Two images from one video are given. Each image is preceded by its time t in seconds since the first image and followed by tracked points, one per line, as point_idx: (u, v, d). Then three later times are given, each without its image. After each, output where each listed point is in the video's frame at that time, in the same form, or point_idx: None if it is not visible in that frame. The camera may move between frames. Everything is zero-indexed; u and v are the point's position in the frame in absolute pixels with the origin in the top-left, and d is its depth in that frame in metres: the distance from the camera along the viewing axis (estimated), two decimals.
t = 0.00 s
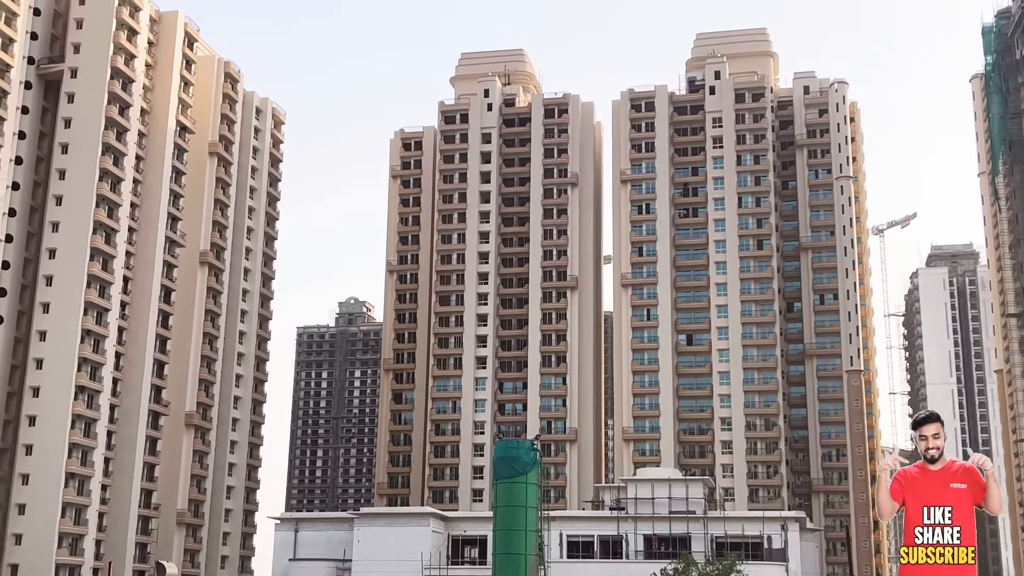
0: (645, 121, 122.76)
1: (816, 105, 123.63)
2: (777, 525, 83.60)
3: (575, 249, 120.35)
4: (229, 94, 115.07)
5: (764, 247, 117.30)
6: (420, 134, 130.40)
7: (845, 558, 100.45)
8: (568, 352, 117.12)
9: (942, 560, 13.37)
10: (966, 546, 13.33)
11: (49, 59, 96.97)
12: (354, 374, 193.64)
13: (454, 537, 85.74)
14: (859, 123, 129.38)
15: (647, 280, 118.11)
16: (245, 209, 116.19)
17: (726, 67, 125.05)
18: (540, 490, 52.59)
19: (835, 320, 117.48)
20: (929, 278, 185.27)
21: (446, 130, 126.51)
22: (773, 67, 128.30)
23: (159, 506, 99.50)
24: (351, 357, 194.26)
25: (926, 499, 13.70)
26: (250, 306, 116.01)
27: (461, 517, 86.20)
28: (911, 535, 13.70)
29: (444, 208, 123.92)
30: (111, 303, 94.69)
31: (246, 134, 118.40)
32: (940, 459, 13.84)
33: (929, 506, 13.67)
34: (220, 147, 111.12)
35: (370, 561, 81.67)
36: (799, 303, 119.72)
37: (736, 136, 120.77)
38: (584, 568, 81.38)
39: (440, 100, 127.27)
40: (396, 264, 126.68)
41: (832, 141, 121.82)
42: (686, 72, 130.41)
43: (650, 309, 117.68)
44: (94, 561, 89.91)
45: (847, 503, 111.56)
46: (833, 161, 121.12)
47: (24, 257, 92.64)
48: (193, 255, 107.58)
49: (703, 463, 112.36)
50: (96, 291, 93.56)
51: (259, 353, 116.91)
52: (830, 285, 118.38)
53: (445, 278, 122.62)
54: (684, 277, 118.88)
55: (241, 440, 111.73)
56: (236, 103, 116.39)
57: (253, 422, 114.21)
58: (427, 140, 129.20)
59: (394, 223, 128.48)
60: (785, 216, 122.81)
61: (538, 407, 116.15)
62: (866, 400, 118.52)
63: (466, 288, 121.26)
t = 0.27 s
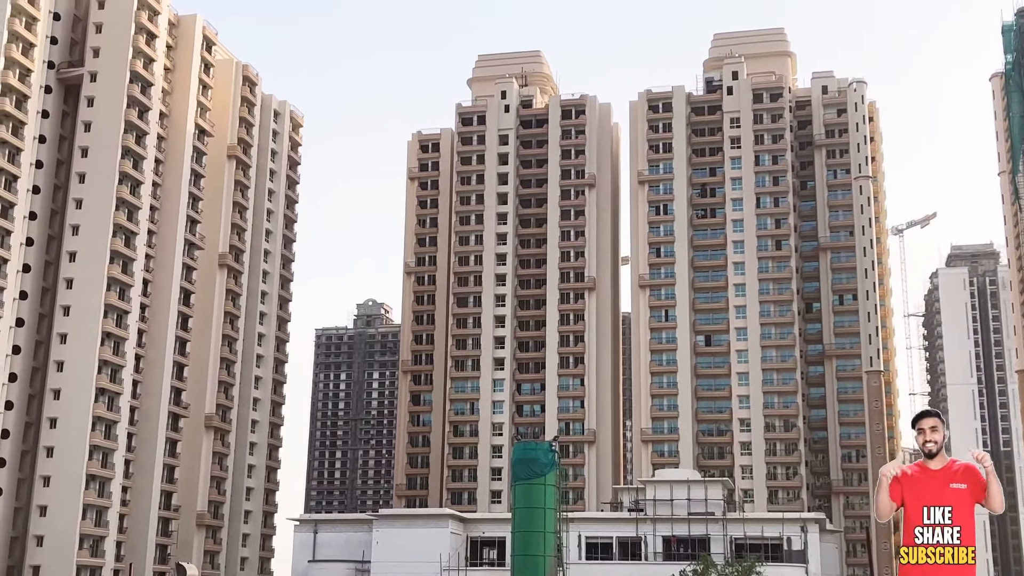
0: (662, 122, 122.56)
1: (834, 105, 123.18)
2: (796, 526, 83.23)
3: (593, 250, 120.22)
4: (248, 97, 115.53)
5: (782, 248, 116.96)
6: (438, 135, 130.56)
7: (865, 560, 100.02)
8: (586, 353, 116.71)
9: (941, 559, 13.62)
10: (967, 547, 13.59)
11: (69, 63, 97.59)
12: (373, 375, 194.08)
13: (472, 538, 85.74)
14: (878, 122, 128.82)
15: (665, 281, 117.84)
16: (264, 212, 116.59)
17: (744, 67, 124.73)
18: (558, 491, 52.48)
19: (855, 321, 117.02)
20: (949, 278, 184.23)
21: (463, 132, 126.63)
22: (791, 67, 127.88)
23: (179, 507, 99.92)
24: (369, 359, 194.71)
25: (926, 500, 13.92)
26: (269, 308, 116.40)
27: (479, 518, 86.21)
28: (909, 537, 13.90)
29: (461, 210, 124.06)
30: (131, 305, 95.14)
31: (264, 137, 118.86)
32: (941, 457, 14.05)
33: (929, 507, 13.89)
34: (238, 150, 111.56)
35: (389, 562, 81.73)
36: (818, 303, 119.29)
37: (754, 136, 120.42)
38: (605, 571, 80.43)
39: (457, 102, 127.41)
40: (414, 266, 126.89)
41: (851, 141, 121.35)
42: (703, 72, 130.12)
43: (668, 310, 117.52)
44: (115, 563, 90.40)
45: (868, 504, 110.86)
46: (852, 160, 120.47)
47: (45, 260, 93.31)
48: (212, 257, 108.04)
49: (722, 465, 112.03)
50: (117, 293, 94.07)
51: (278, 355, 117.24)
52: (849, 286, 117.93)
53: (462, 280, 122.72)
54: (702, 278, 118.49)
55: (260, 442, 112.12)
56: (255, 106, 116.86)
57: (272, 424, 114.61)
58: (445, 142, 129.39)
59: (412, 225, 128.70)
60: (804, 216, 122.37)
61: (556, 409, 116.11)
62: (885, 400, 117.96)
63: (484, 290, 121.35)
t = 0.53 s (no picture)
0: (681, 122, 122.29)
1: (854, 105, 122.67)
2: (818, 528, 82.78)
3: (612, 251, 120.03)
4: (267, 100, 115.96)
5: (803, 248, 116.54)
6: (456, 137, 130.67)
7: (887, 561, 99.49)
8: (605, 355, 116.91)
9: (941, 562, 11.25)
10: (967, 547, 11.19)
11: (90, 67, 98.17)
12: (392, 377, 194.46)
13: (492, 540, 85.72)
14: (898, 122, 128.18)
15: (684, 281, 117.63)
16: (284, 214, 117.01)
17: (763, 67, 124.29)
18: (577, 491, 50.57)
19: (876, 321, 116.39)
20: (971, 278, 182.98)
21: (482, 133, 126.66)
22: (811, 67, 127.36)
23: (201, 509, 100.39)
24: (389, 361, 195.09)
25: (926, 498, 11.53)
26: (290, 310, 116.82)
27: (500, 520, 85.99)
28: (906, 539, 11.53)
29: (480, 212, 124.13)
30: (153, 308, 95.65)
31: (284, 140, 119.28)
32: (943, 452, 11.64)
33: (926, 505, 11.53)
34: (258, 153, 111.97)
35: (409, 563, 81.99)
36: (839, 304, 118.73)
37: (774, 137, 120.10)
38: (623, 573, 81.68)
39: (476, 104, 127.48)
40: (433, 268, 127.06)
41: (871, 141, 120.79)
42: (722, 72, 129.76)
43: (687, 311, 117.23)
44: (137, 564, 90.87)
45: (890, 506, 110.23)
46: (873, 160, 120.19)
47: (67, 263, 93.66)
48: (232, 260, 108.46)
49: (743, 466, 111.68)
50: (138, 296, 94.58)
51: (298, 357, 117.66)
52: (871, 286, 117.34)
53: (481, 282, 122.82)
54: (722, 278, 118.21)
55: (281, 443, 112.54)
56: (274, 109, 117.29)
57: (292, 425, 115.00)
58: (463, 144, 129.50)
59: (431, 227, 128.90)
60: (824, 216, 121.81)
61: (576, 410, 116.03)
62: (907, 401, 117.31)
63: (503, 291, 121.39)
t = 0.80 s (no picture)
0: (701, 122, 121.97)
1: (875, 104, 122.12)
2: (840, 529, 82.04)
3: (632, 252, 119.89)
4: (288, 102, 116.33)
5: (824, 247, 116.16)
6: (476, 139, 130.83)
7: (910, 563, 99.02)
8: (625, 355, 116.45)
9: (942, 565, 9.64)
10: (969, 549, 9.58)
11: (111, 71, 98.66)
12: (413, 378, 194.92)
13: (514, 541, 85.72)
14: (920, 120, 127.54)
15: (705, 282, 117.32)
16: (304, 216, 117.43)
17: (783, 66, 123.90)
18: (599, 494, 50.40)
19: (898, 321, 115.77)
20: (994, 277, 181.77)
21: (501, 135, 126.77)
22: (831, 66, 126.85)
23: (223, 510, 100.84)
24: (410, 362, 195.56)
25: (926, 497, 9.89)
26: (310, 312, 117.23)
27: (521, 521, 86.03)
28: (907, 541, 9.89)
29: (500, 213, 124.28)
30: (175, 310, 96.12)
31: (304, 142, 119.71)
32: (950, 449, 9.93)
33: (927, 506, 9.88)
34: (278, 156, 112.35)
35: (430, 564, 82.20)
36: (861, 304, 118.18)
37: (794, 136, 119.46)
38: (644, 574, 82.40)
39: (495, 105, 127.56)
40: (453, 269, 127.27)
41: (893, 139, 120.12)
42: (742, 72, 129.41)
43: (708, 312, 116.92)
44: (160, 565, 91.36)
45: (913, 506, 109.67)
46: (895, 159, 119.37)
47: (89, 266, 93.98)
48: (254, 262, 108.91)
49: (765, 467, 111.28)
50: (160, 299, 95.07)
51: (319, 359, 118.12)
52: (893, 286, 116.78)
53: (501, 283, 122.98)
54: (743, 278, 117.90)
55: (302, 445, 112.96)
56: (294, 112, 117.71)
57: (314, 427, 115.43)
58: (483, 145, 129.64)
59: (450, 228, 129.11)
60: (845, 216, 121.27)
61: (597, 411, 115.99)
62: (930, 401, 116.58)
63: (523, 293, 121.54)
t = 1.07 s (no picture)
0: (722, 123, 121.61)
1: (897, 102, 121.39)
2: (864, 530, 81.74)
3: (652, 252, 119.60)
4: (308, 105, 116.73)
5: (846, 247, 115.57)
6: (496, 140, 130.94)
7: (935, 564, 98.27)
8: (646, 356, 116.41)
9: (943, 563, 10.15)
10: (969, 549, 10.07)
11: (133, 75, 99.23)
12: (434, 380, 195.12)
13: (536, 543, 85.68)
14: (943, 119, 126.70)
15: (726, 282, 116.91)
16: (325, 219, 117.78)
17: (804, 65, 123.36)
18: (621, 496, 50.32)
19: (922, 321, 115.07)
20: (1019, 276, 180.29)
21: (521, 136, 126.82)
22: (853, 65, 126.21)
23: (246, 512, 101.21)
24: (430, 364, 195.83)
25: (928, 498, 10.42)
26: (332, 314, 117.68)
27: (543, 523, 85.86)
28: (909, 541, 10.33)
29: (520, 214, 124.32)
30: (197, 312, 96.53)
31: (324, 145, 120.11)
32: (950, 449, 10.52)
33: (928, 506, 10.41)
34: (299, 158, 112.71)
35: (452, 566, 82.09)
36: (883, 304, 117.51)
37: (816, 135, 119.18)
38: None
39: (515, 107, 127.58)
40: (474, 270, 127.37)
41: (915, 138, 119.36)
42: (762, 71, 128.98)
43: (729, 312, 116.51)
44: (183, 567, 91.78)
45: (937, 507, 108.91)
46: (917, 158, 118.60)
47: (112, 269, 94.77)
48: (275, 265, 109.32)
49: (787, 468, 110.78)
50: (182, 302, 95.49)
51: (340, 361, 118.56)
52: (916, 286, 116.09)
53: (522, 284, 123.02)
54: (765, 279, 117.42)
55: (324, 446, 113.31)
56: (315, 114, 118.13)
57: (335, 429, 115.74)
58: (503, 147, 129.69)
59: (471, 230, 129.20)
60: (868, 216, 120.65)
61: (618, 412, 115.84)
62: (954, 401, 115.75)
63: (543, 294, 121.43)
